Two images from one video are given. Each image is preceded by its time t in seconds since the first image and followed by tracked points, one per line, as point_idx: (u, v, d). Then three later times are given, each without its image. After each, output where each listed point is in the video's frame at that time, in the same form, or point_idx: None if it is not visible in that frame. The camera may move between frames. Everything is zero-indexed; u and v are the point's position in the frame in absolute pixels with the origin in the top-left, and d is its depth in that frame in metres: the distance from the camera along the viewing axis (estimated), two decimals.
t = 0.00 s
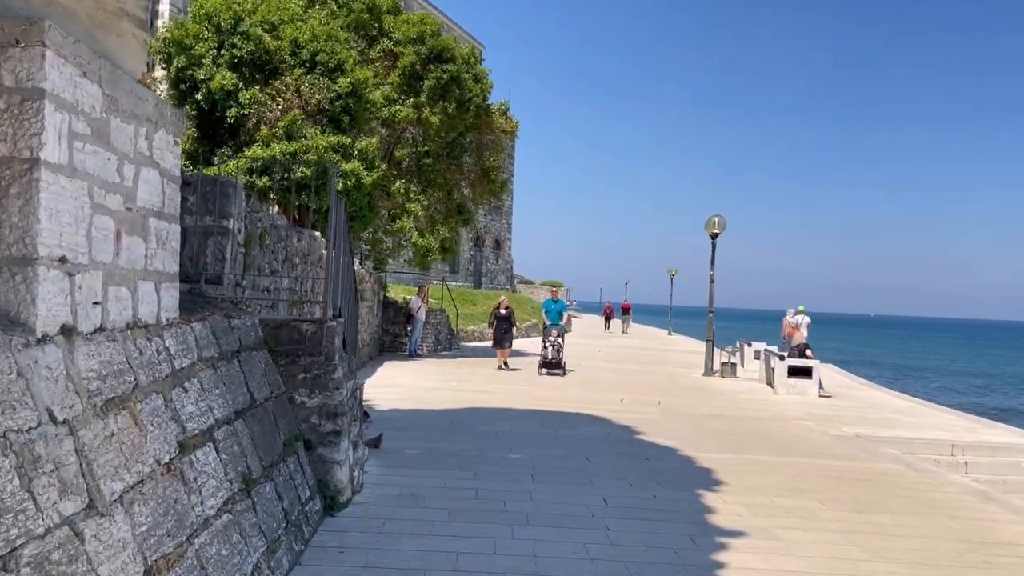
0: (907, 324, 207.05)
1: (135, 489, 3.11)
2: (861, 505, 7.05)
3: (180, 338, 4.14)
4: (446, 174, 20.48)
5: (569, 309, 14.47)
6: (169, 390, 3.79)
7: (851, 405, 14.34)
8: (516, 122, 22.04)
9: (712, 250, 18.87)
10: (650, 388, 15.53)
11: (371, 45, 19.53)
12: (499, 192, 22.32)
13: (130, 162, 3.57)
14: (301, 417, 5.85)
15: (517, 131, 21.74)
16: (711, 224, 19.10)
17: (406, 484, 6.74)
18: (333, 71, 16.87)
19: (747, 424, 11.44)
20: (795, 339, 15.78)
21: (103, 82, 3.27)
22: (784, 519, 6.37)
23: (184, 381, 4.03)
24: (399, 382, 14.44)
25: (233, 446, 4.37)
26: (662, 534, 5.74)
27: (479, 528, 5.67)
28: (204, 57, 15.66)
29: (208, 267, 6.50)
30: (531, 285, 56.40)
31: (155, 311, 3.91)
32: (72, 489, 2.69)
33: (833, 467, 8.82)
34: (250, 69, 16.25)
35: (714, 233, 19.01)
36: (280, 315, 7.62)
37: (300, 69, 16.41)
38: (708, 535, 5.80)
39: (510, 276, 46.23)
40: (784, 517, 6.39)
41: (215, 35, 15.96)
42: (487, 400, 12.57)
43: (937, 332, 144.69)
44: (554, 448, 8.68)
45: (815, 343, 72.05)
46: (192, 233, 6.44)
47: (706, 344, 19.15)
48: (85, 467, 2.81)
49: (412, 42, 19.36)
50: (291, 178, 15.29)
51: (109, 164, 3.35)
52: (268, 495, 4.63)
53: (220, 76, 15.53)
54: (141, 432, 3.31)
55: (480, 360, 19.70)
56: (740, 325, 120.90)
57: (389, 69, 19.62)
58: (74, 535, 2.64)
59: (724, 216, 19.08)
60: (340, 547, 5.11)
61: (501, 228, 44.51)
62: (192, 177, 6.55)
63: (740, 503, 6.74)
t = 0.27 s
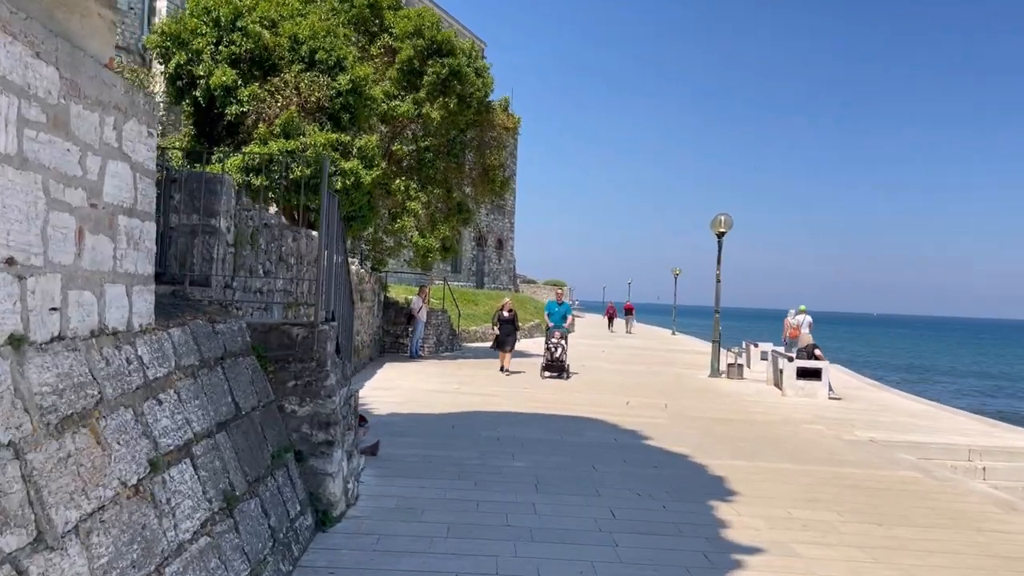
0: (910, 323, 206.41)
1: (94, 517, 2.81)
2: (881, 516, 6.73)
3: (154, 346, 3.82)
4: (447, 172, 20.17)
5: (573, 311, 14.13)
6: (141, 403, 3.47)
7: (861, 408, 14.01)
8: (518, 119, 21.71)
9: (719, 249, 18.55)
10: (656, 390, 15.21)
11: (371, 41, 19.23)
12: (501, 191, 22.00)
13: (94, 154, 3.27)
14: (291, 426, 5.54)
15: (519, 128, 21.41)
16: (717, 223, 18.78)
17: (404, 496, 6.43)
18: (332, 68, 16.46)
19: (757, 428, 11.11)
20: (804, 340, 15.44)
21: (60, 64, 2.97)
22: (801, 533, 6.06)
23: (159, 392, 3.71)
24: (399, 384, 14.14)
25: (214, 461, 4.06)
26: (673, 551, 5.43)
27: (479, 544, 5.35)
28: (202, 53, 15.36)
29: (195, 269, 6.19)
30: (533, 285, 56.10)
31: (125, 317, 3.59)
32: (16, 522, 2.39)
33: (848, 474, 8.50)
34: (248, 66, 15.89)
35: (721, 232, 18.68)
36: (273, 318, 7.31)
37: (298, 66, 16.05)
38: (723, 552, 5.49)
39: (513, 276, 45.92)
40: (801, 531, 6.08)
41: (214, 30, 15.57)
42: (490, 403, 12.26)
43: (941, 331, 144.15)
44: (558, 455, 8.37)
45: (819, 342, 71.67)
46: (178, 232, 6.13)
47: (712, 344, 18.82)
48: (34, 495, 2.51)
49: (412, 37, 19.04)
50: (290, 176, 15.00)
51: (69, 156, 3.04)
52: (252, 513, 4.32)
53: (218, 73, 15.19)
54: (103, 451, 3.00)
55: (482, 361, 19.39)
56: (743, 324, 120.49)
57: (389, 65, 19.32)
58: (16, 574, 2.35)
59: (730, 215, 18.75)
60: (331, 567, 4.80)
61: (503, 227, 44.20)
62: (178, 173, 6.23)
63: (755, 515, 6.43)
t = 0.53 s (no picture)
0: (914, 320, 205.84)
1: (46, 540, 2.52)
2: (904, 523, 6.39)
3: (126, 347, 3.49)
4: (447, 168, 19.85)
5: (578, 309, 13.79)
6: (108, 410, 3.15)
7: (873, 407, 13.67)
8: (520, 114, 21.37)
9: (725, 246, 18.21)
10: (662, 390, 14.88)
11: (370, 36, 18.91)
12: (503, 187, 21.66)
13: (53, 135, 2.95)
14: (282, 431, 5.22)
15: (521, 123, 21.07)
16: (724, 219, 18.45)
17: (402, 503, 6.10)
18: (332, 63, 16.10)
19: (768, 429, 10.78)
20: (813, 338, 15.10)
21: (10, 33, 2.66)
22: (823, 541, 5.73)
23: (130, 398, 3.39)
24: (399, 385, 13.82)
25: (193, 472, 3.74)
26: (687, 563, 5.11)
27: (482, 557, 5.02)
28: (199, 48, 15.05)
29: (181, 265, 5.88)
30: (535, 284, 55.76)
31: (92, 316, 3.28)
32: None
33: (865, 477, 8.17)
34: (245, 60, 15.54)
35: (727, 228, 18.35)
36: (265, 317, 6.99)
37: (297, 60, 15.71)
38: (741, 563, 5.17)
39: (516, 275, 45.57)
40: (822, 540, 5.75)
41: (210, 25, 15.28)
42: (492, 404, 11.94)
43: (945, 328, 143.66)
44: (564, 459, 8.04)
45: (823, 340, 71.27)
46: (163, 226, 5.83)
47: (719, 343, 18.47)
48: None
49: (412, 31, 18.70)
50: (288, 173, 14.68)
51: (21, 136, 2.73)
52: (237, 527, 4.01)
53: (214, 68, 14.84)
54: (60, 466, 2.69)
55: (485, 360, 19.06)
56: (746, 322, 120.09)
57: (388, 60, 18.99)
58: None
59: (737, 211, 18.42)
60: None
61: (505, 225, 43.87)
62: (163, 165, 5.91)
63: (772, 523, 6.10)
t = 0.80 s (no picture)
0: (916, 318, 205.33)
1: None
2: (929, 535, 6.09)
3: (94, 359, 3.19)
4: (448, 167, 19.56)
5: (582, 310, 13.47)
6: (70, 431, 2.85)
7: (885, 409, 13.34)
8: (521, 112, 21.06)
9: (731, 244, 17.89)
10: (668, 393, 14.56)
11: (369, 33, 18.60)
12: (505, 186, 21.35)
13: (3, 125, 2.65)
14: (271, 444, 4.92)
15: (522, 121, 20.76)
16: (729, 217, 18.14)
17: (401, 518, 5.80)
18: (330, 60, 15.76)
19: (779, 433, 10.47)
20: (822, 338, 14.77)
21: None
22: (846, 557, 5.42)
23: (98, 415, 3.09)
24: (400, 389, 13.52)
25: (170, 494, 3.44)
26: None
27: None
28: (194, 47, 14.71)
29: (166, 269, 5.58)
30: (538, 283, 55.45)
31: (54, 326, 2.97)
32: None
33: (884, 484, 7.85)
34: (241, 58, 15.21)
35: (732, 226, 18.04)
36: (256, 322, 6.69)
37: (294, 58, 15.38)
38: None
39: (518, 275, 45.24)
40: (845, 555, 5.45)
41: (205, 23, 14.93)
42: (496, 409, 11.64)
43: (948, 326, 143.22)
44: (570, 467, 7.74)
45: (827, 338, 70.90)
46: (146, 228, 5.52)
47: (725, 343, 18.15)
48: None
49: (412, 27, 18.40)
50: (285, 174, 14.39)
51: None
52: (219, 552, 3.71)
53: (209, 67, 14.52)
54: (8, 497, 2.39)
55: (487, 362, 18.76)
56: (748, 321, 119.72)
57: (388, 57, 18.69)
58: None
59: (743, 209, 18.10)
60: None
61: (506, 225, 43.56)
62: (147, 163, 5.61)
63: (791, 537, 5.79)
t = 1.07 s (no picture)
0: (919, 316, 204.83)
1: None
2: (957, 541, 5.77)
3: (56, 361, 2.87)
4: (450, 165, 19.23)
5: (586, 310, 13.12)
6: (22, 443, 2.54)
7: (897, 408, 13.02)
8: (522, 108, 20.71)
9: (737, 240, 17.57)
10: (675, 392, 14.24)
11: (367, 28, 18.32)
12: (506, 183, 21.03)
13: None
14: (260, 450, 4.61)
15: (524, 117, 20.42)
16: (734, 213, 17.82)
17: (399, 527, 5.49)
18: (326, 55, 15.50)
19: (791, 433, 10.15)
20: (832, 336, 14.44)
21: None
22: (872, 567, 5.11)
23: (58, 424, 2.78)
24: (400, 390, 13.21)
25: (143, 509, 3.14)
26: None
27: None
28: (187, 42, 14.37)
29: (149, 265, 5.29)
30: (540, 283, 55.14)
31: (7, 325, 2.67)
32: None
33: (903, 487, 7.53)
34: (236, 54, 14.91)
35: (738, 223, 17.74)
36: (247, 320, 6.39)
37: (291, 53, 15.10)
38: None
39: (519, 274, 44.92)
40: (871, 565, 5.13)
41: (199, 18, 14.56)
42: (498, 410, 11.33)
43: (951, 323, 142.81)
44: (577, 471, 7.42)
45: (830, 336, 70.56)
46: (127, 221, 5.23)
47: (731, 341, 17.83)
48: None
49: (410, 21, 18.09)
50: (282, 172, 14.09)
51: None
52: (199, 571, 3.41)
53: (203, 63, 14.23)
54: None
55: (489, 362, 18.45)
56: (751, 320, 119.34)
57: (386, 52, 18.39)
58: None
59: (749, 205, 17.78)
60: None
61: (507, 224, 43.22)
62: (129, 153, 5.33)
63: (813, 545, 5.48)
